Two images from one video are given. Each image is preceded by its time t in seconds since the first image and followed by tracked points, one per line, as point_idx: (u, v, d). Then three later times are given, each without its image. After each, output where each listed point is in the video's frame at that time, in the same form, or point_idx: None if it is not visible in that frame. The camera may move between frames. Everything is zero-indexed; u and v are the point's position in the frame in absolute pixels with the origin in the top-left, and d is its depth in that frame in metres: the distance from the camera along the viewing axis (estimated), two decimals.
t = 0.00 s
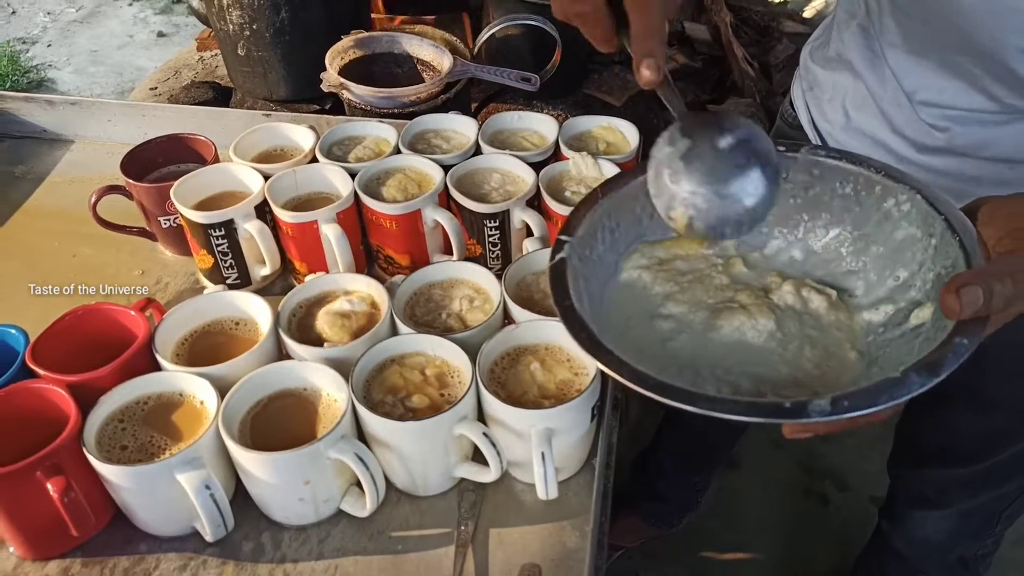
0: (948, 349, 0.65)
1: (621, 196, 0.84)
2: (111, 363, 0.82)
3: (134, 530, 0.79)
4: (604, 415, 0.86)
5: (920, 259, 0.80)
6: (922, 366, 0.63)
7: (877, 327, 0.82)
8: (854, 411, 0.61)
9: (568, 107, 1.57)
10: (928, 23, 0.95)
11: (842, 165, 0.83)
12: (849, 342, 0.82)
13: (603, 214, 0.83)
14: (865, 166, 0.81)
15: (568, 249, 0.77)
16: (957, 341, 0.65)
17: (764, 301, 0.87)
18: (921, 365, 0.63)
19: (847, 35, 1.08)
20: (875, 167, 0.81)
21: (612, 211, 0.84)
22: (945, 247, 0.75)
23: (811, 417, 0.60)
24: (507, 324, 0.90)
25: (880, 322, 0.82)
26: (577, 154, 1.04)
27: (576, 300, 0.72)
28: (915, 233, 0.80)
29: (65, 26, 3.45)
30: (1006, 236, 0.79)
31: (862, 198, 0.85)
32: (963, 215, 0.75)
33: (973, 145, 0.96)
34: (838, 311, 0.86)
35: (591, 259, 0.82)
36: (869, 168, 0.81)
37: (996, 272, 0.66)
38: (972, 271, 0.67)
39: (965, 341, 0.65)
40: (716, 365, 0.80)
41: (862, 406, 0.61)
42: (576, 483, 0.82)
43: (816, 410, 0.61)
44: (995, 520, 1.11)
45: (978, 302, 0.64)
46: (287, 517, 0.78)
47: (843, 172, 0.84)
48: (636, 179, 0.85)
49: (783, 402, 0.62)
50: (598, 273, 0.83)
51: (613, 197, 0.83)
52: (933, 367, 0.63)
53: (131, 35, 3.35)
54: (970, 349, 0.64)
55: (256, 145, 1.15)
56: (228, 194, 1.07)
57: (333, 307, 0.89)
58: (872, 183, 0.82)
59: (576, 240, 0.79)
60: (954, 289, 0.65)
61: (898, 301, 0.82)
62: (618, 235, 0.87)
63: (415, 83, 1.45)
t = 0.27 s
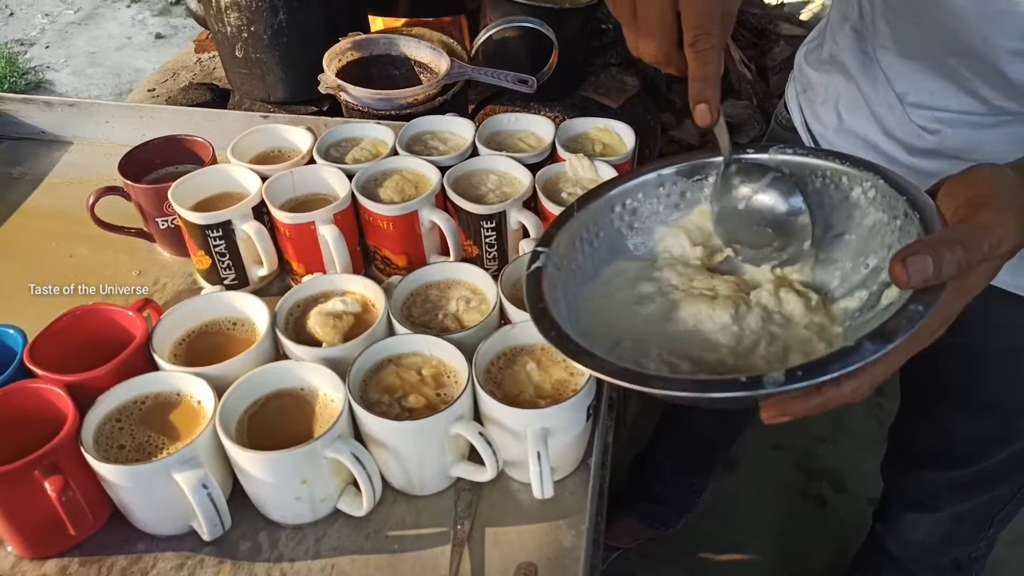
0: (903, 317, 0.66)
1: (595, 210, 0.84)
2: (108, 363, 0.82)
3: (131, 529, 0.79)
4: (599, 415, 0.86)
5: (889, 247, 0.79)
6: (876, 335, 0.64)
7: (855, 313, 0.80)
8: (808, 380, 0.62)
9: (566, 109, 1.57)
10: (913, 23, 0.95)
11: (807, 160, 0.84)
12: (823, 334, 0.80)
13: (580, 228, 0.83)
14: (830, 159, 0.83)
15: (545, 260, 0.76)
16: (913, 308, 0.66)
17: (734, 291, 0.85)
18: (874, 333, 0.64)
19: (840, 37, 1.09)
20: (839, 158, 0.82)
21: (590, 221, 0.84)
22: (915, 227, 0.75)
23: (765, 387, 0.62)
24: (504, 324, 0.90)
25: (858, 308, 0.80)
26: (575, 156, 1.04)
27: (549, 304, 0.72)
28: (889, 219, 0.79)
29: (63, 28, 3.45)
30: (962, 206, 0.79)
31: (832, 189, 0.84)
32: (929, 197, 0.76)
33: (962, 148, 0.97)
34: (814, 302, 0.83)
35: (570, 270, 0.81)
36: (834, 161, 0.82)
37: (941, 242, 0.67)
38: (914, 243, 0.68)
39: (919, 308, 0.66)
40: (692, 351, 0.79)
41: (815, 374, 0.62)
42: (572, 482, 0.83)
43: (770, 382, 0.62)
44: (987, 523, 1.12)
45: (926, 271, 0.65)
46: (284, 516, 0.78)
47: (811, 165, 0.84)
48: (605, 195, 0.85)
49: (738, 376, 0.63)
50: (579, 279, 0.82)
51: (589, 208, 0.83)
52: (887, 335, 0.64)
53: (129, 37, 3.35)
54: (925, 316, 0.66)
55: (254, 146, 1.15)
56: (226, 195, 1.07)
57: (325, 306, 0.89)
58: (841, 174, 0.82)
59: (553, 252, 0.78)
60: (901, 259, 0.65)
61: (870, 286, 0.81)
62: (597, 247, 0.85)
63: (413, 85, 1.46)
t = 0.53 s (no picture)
0: (885, 274, 0.66)
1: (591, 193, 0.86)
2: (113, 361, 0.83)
3: (136, 526, 0.79)
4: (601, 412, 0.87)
5: (866, 219, 0.79)
6: (861, 292, 0.65)
7: (837, 284, 0.78)
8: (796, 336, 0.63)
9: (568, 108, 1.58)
10: (913, 21, 0.95)
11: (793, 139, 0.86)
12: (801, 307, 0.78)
13: (576, 213, 0.85)
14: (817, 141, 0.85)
15: (540, 240, 0.78)
16: (894, 267, 0.66)
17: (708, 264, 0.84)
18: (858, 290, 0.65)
19: (840, 34, 1.09)
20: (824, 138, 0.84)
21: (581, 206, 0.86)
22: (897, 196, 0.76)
23: (757, 343, 0.62)
24: (506, 322, 0.91)
25: (839, 279, 0.78)
26: (575, 154, 1.05)
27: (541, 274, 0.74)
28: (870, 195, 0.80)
29: (65, 28, 3.46)
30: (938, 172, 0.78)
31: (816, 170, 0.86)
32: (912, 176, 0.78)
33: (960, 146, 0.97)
34: (781, 282, 0.81)
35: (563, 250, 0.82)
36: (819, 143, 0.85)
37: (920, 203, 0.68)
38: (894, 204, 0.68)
39: (900, 266, 0.66)
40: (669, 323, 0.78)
41: (801, 331, 0.63)
42: (574, 479, 0.83)
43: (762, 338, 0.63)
44: (988, 520, 1.12)
45: (906, 230, 0.65)
46: (288, 513, 0.79)
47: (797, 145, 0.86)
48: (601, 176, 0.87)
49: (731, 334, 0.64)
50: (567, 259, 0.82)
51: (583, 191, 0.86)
52: (872, 292, 0.65)
53: (132, 37, 3.36)
54: (906, 274, 0.66)
55: (258, 145, 1.15)
56: (229, 194, 1.07)
57: (324, 303, 0.90)
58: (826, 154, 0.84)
59: (548, 234, 0.80)
60: (881, 217, 0.65)
61: (849, 258, 0.79)
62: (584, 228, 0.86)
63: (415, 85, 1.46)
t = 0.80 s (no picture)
0: (912, 330, 0.67)
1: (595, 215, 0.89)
2: (117, 357, 0.83)
3: (140, 522, 0.80)
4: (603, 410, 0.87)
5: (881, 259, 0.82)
6: (890, 347, 0.66)
7: (847, 320, 0.81)
8: (830, 394, 0.64)
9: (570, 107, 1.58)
10: (921, 21, 0.96)
11: (800, 171, 0.89)
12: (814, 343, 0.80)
13: (581, 231, 0.87)
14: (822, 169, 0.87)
15: (550, 264, 0.79)
16: (921, 322, 0.68)
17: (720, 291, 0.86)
18: (888, 346, 0.67)
19: (844, 34, 1.09)
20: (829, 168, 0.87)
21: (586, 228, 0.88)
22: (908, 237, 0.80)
23: (791, 400, 0.63)
24: (509, 319, 0.91)
25: (848, 316, 0.82)
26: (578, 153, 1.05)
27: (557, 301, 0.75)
28: (879, 231, 0.84)
29: (68, 27, 3.47)
30: (958, 223, 0.81)
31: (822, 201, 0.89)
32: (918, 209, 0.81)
33: (968, 145, 0.97)
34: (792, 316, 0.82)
35: (572, 272, 0.83)
36: (829, 170, 0.87)
37: (947, 257, 0.69)
38: (923, 257, 0.70)
39: (927, 322, 0.68)
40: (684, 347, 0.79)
41: (836, 389, 0.64)
42: (576, 476, 0.83)
43: (795, 396, 0.64)
44: (992, 517, 1.12)
45: (937, 284, 0.67)
46: (290, 509, 0.79)
47: (804, 174, 0.88)
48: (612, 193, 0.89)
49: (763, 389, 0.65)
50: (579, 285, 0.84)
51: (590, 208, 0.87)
52: (900, 348, 0.66)
53: (134, 36, 3.37)
54: (934, 329, 0.67)
55: (261, 143, 1.16)
56: (232, 192, 1.08)
57: (325, 300, 0.90)
58: (833, 184, 0.87)
59: (556, 256, 0.81)
60: (914, 271, 0.67)
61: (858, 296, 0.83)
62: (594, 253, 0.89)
63: (418, 83, 1.46)
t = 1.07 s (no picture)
0: (977, 365, 0.66)
1: (624, 227, 0.84)
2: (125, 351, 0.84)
3: (147, 514, 0.80)
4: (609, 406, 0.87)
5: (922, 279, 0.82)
6: (957, 387, 0.65)
7: (887, 343, 0.82)
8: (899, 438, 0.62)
9: (576, 104, 1.58)
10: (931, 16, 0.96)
11: (836, 184, 0.87)
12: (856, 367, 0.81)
13: (609, 246, 0.83)
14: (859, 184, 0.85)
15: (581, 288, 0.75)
16: (985, 357, 0.67)
17: (756, 316, 0.87)
18: (954, 385, 0.65)
19: (851, 31, 1.09)
20: (867, 183, 0.85)
21: (617, 240, 0.84)
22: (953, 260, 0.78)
23: (859, 446, 0.62)
24: (515, 314, 0.91)
25: (889, 338, 0.83)
26: (586, 149, 1.05)
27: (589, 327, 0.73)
28: (922, 248, 0.82)
29: (74, 25, 3.48)
30: (1014, 249, 0.79)
31: (860, 214, 0.87)
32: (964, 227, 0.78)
33: (977, 138, 0.97)
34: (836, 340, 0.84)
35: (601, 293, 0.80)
36: (865, 185, 0.85)
37: (1011, 286, 0.66)
38: (987, 286, 0.68)
39: (991, 356, 0.66)
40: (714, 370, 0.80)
41: (907, 431, 0.63)
42: (582, 470, 0.83)
43: (863, 439, 0.62)
44: (998, 513, 1.12)
45: (1002, 317, 0.64)
46: (297, 502, 0.79)
47: (839, 189, 0.87)
48: (642, 205, 0.86)
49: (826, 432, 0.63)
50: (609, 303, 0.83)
51: (618, 224, 0.84)
52: (967, 387, 0.65)
53: (140, 34, 3.37)
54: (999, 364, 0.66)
55: (268, 139, 1.16)
56: (239, 187, 1.08)
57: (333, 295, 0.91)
58: (872, 201, 0.85)
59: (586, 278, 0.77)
60: (979, 305, 0.65)
61: (899, 318, 0.83)
62: (623, 269, 0.86)
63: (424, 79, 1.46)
